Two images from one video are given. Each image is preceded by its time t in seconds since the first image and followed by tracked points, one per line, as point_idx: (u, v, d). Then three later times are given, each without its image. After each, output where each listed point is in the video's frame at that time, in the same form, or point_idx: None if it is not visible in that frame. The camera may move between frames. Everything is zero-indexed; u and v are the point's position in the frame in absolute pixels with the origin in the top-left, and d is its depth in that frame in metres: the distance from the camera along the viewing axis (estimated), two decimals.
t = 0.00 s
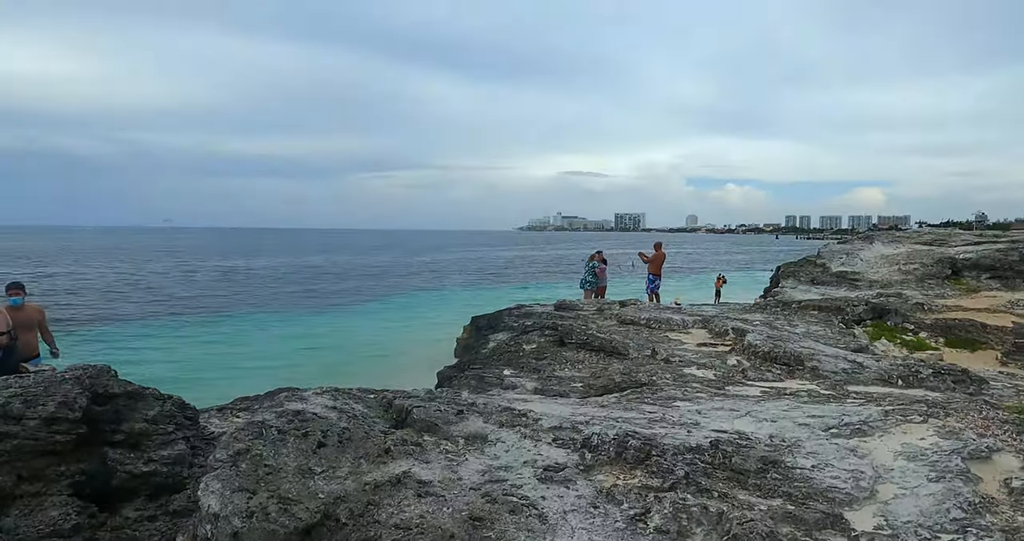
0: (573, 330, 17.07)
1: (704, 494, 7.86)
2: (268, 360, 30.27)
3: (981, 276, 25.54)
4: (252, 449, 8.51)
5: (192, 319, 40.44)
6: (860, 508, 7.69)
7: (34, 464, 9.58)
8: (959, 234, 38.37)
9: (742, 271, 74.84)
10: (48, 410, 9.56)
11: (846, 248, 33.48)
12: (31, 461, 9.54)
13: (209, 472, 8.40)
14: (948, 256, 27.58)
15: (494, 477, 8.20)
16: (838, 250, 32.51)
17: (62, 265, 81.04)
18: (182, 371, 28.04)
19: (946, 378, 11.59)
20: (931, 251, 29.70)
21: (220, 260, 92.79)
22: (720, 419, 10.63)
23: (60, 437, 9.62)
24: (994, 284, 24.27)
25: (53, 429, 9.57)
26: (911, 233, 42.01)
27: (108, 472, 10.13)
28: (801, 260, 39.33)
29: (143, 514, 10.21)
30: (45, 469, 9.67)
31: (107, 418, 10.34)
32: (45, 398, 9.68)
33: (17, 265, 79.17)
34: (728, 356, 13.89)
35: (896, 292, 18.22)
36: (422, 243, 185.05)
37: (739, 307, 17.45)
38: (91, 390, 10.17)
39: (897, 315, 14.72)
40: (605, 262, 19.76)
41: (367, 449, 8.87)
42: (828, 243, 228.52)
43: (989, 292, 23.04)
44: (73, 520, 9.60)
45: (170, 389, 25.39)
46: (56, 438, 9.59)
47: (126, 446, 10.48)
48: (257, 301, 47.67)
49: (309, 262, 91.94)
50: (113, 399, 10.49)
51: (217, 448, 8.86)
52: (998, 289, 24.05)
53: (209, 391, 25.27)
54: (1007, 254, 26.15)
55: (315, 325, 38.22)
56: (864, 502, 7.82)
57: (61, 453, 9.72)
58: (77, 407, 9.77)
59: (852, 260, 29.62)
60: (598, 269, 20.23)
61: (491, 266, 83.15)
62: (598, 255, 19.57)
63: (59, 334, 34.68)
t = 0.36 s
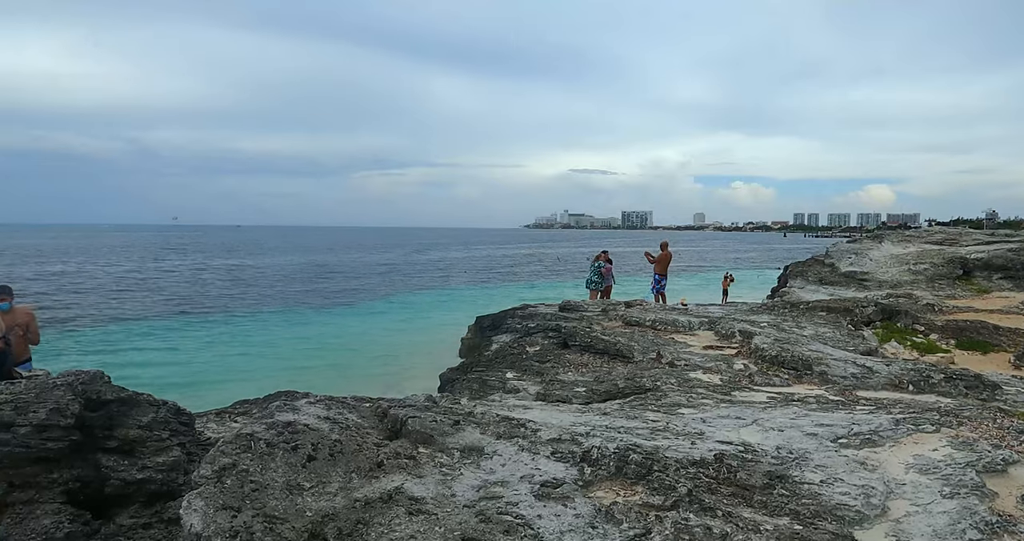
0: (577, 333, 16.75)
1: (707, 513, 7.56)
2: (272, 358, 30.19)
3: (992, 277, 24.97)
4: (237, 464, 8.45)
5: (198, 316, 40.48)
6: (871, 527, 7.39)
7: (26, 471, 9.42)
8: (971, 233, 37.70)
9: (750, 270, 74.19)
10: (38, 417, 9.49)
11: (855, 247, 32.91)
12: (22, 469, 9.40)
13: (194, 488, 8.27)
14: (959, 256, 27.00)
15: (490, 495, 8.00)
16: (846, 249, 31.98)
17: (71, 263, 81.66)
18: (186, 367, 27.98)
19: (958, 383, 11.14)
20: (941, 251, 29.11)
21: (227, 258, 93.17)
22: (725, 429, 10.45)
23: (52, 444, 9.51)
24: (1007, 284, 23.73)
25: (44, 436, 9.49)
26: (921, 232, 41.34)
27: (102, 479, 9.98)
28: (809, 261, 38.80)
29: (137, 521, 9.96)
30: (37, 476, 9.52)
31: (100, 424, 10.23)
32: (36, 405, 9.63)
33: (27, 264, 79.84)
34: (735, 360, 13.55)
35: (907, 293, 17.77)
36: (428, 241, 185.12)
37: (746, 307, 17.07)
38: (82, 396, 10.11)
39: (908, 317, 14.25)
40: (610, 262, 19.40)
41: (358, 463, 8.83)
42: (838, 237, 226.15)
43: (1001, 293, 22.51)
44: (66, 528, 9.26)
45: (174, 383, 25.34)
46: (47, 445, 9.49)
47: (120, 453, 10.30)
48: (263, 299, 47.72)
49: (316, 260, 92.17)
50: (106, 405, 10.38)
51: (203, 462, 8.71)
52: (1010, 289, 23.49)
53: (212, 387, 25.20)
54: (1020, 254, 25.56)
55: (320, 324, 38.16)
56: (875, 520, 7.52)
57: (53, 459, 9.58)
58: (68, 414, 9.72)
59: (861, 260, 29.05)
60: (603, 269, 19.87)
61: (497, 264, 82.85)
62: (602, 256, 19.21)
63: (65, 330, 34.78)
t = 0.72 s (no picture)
0: (572, 335, 16.56)
1: (698, 528, 7.45)
2: (268, 357, 30.04)
3: (990, 276, 24.78)
4: (218, 479, 8.29)
5: (195, 315, 40.32)
6: None
7: (11, 480, 8.80)
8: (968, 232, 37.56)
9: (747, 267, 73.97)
10: (23, 424, 8.97)
11: (852, 246, 32.75)
12: (5, 478, 8.77)
13: (171, 503, 8.15)
14: (956, 255, 26.78)
15: (476, 509, 7.87)
16: (843, 248, 31.79)
17: (67, 260, 81.43)
18: (182, 366, 27.83)
19: (955, 387, 10.98)
20: (939, 249, 28.96)
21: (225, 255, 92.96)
22: (718, 438, 10.44)
23: (37, 452, 8.98)
24: (1004, 284, 23.60)
25: (29, 444, 8.95)
26: (919, 231, 41.15)
27: (88, 487, 9.48)
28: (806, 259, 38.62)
29: (123, 529, 9.54)
30: (21, 485, 8.92)
31: (86, 431, 9.71)
32: (20, 413, 9.15)
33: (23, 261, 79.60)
34: (730, 363, 13.40)
35: (905, 293, 17.60)
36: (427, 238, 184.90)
37: (741, 307, 16.91)
38: (68, 403, 9.64)
39: (904, 318, 14.08)
40: (606, 261, 19.18)
41: (343, 476, 8.72)
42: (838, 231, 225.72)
43: (997, 293, 22.37)
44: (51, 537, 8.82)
45: (169, 383, 25.20)
46: (32, 453, 8.94)
47: (106, 460, 9.80)
48: (260, 298, 47.55)
49: (314, 257, 91.99)
50: (91, 412, 9.87)
51: (184, 476, 8.59)
52: (1007, 289, 23.32)
53: (207, 386, 25.05)
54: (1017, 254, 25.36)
55: (318, 323, 38.06)
56: (869, 535, 7.49)
57: (38, 467, 9.05)
58: (54, 421, 9.23)
59: (858, 259, 28.86)
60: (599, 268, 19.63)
61: (495, 261, 82.65)
62: (598, 255, 18.99)
63: (61, 329, 34.60)
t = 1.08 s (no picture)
0: (544, 338, 16.40)
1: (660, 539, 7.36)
2: (238, 363, 29.41)
3: (954, 279, 25.19)
4: (167, 493, 7.98)
5: (163, 320, 39.34)
6: None
7: None
8: (934, 235, 38.33)
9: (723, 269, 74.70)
10: None
11: (823, 249, 33.18)
12: None
13: (117, 519, 7.82)
14: (922, 258, 27.23)
15: (436, 520, 7.67)
16: (813, 251, 32.16)
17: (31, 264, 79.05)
18: (147, 374, 27.07)
19: (919, 388, 11.06)
20: (906, 252, 29.46)
21: (197, 258, 91.18)
22: (685, 443, 10.39)
23: None
24: (968, 285, 24.05)
25: None
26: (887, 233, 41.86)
27: (39, 499, 9.04)
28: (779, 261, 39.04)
29: None
30: None
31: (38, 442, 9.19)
32: None
33: None
34: (700, 366, 13.36)
35: (873, 295, 17.78)
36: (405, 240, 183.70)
37: (713, 310, 16.93)
38: (16, 413, 9.11)
39: (871, 320, 14.18)
40: (579, 264, 19.08)
41: (299, 488, 8.46)
42: (812, 234, 229.56)
43: (962, 295, 22.76)
44: None
45: (133, 391, 24.48)
46: None
47: (60, 472, 9.25)
48: (232, 302, 46.62)
49: (289, 260, 90.69)
50: (43, 422, 9.31)
51: (132, 490, 8.26)
52: (971, 290, 23.76)
53: (173, 394, 24.42)
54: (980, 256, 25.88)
55: (291, 327, 37.42)
56: None
57: None
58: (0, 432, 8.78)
59: (827, 262, 29.20)
60: (572, 271, 19.51)
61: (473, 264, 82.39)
62: (571, 257, 18.86)
63: (21, 337, 33.47)
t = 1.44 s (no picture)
0: (497, 346, 16.21)
1: None
2: (181, 375, 28.16)
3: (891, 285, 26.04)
4: (98, 518, 7.49)
5: (101, 332, 37.43)
6: None
7: None
8: (872, 242, 40.02)
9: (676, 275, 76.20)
10: None
11: (769, 255, 34.13)
12: None
13: None
14: (862, 264, 28.28)
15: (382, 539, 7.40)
16: (760, 257, 33.05)
17: None
18: (82, 389, 25.63)
19: (858, 392, 11.37)
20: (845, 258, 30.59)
21: (141, 266, 87.50)
22: (635, 451, 10.38)
23: None
24: (904, 289, 25.09)
25: None
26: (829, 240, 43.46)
27: None
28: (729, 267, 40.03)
29: None
30: None
31: None
32: None
33: None
34: (650, 373, 13.43)
35: (815, 301, 18.33)
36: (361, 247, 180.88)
37: (663, 317, 17.13)
38: None
39: (814, 325, 14.55)
40: (532, 271, 19.02)
41: (240, 508, 8.00)
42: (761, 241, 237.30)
43: (897, 301, 23.71)
44: None
45: (66, 408, 23.10)
46: None
47: None
48: (177, 312, 44.78)
49: (240, 267, 87.98)
50: None
51: (59, 516, 7.72)
52: (906, 295, 24.79)
53: (110, 410, 23.17)
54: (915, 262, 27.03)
55: (239, 338, 36.17)
56: None
57: None
58: None
59: (774, 268, 30.06)
60: (525, 278, 19.43)
61: (430, 271, 81.73)
62: (525, 265, 18.79)
63: None
